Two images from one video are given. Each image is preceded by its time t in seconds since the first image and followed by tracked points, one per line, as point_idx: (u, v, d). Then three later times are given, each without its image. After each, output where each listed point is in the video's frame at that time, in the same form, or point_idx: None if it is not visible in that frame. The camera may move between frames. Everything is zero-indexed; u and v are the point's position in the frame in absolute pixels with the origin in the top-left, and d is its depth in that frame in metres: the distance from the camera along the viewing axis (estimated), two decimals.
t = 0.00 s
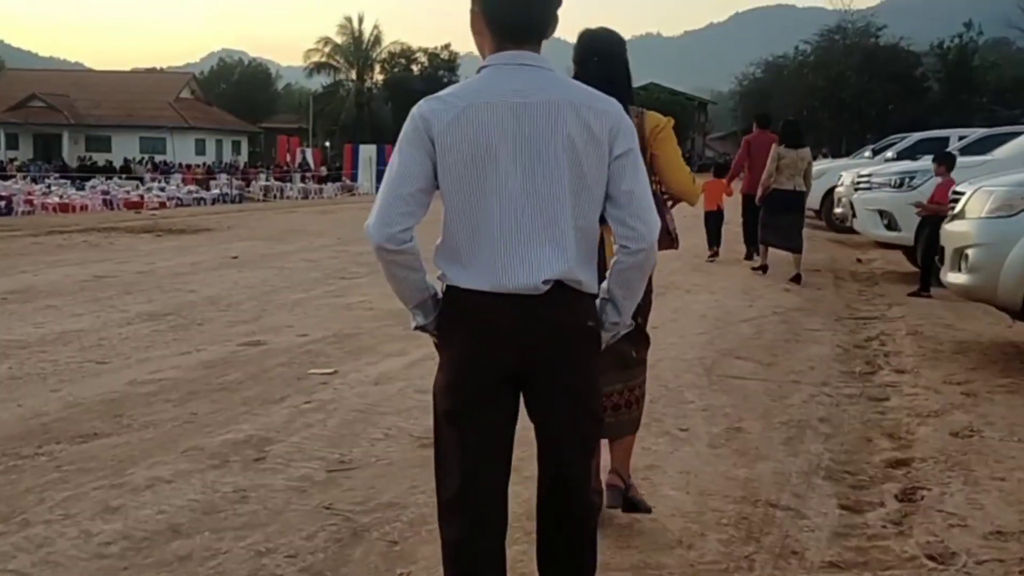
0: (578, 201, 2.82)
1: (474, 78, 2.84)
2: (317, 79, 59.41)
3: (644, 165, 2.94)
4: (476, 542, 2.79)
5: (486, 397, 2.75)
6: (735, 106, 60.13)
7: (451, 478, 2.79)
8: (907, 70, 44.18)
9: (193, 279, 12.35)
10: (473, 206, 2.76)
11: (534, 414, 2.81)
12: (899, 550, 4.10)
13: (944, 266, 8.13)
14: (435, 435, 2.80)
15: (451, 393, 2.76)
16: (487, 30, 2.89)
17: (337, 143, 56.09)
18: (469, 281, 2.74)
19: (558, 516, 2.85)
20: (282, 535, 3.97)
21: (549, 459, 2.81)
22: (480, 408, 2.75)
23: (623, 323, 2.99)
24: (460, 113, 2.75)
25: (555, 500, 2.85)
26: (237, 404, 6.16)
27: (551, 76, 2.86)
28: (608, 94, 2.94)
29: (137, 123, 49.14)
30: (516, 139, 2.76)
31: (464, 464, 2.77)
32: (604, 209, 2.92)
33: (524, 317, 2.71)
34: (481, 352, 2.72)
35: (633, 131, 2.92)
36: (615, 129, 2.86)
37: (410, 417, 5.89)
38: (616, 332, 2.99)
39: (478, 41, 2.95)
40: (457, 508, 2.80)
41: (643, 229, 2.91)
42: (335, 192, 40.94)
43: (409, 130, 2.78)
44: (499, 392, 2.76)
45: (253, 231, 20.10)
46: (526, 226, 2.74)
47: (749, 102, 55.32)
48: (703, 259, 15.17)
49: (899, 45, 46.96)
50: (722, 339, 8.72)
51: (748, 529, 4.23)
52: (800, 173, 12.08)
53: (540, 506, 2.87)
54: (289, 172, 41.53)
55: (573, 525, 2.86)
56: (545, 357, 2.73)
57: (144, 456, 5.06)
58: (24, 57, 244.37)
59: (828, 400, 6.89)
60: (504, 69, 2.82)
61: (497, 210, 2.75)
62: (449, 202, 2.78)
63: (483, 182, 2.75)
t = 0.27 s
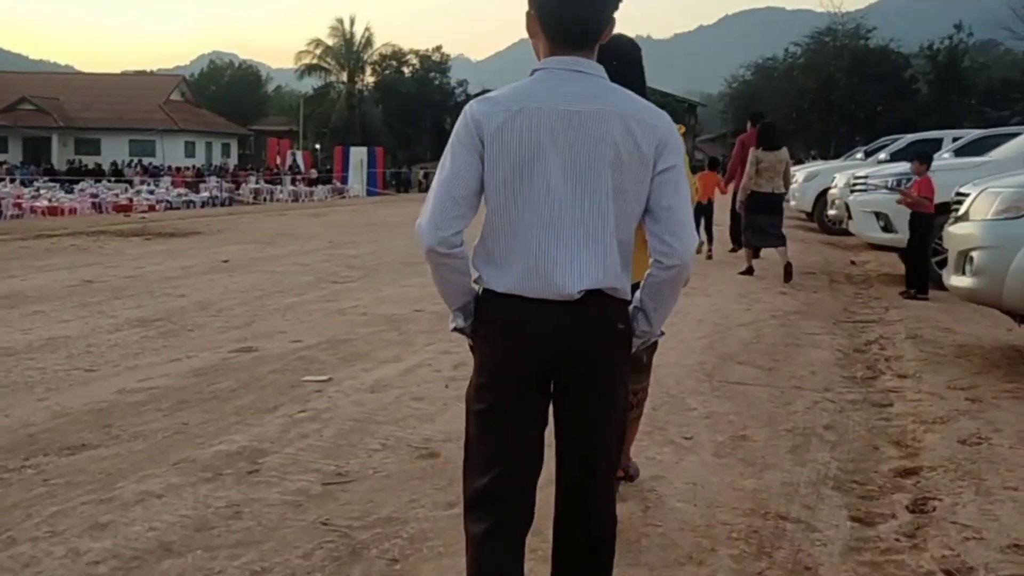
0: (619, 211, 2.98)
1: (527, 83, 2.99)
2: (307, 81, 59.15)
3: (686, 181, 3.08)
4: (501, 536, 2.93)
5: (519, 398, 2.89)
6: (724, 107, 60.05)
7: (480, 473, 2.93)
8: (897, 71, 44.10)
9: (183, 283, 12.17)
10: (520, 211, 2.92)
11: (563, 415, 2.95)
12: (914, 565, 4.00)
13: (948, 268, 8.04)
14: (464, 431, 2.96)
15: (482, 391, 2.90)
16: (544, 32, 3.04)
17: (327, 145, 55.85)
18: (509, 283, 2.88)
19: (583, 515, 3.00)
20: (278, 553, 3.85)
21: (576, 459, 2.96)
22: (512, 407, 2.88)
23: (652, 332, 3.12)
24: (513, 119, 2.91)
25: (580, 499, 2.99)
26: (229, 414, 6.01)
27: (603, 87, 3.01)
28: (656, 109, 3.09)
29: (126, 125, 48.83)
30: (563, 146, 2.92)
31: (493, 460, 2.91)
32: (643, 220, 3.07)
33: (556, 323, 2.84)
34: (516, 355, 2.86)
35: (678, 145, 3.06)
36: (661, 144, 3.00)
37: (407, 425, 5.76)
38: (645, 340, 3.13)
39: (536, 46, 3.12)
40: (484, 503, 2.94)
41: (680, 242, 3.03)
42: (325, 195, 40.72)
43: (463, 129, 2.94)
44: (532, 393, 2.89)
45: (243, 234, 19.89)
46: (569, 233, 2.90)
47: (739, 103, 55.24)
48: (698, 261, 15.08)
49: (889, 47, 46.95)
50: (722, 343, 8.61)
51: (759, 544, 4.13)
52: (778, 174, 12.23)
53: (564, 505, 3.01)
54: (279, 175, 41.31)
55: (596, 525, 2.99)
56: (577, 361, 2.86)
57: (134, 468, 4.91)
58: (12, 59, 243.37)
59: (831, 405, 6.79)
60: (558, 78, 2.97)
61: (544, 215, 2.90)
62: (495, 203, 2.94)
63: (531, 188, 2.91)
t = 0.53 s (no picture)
0: (657, 218, 3.07)
1: (573, 90, 3.06)
2: (297, 81, 58.90)
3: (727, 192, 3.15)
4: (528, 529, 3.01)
5: (552, 398, 2.98)
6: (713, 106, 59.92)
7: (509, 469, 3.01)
8: (886, 71, 44.01)
9: (174, 286, 12.01)
10: (560, 217, 3.02)
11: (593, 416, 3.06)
12: None
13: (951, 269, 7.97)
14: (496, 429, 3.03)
15: (512, 388, 2.99)
16: (591, 39, 3.11)
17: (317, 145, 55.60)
18: (547, 286, 2.99)
19: (603, 509, 3.14)
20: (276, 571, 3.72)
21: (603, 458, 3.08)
22: (545, 407, 2.98)
23: (687, 337, 3.15)
24: (557, 125, 2.98)
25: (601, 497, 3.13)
26: (222, 423, 5.87)
27: (647, 96, 3.09)
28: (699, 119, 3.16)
29: (115, 126, 48.54)
30: (603, 157, 3.01)
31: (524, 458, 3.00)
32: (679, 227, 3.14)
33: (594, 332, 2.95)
34: (552, 359, 2.96)
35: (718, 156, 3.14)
36: (702, 154, 3.08)
37: (406, 433, 5.63)
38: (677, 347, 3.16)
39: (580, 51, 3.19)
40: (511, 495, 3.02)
41: (718, 254, 3.09)
42: (316, 195, 40.52)
43: (507, 132, 3.01)
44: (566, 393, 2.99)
45: (234, 236, 19.71)
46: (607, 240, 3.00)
47: (730, 102, 55.11)
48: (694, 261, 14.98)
49: (879, 47, 46.92)
50: (722, 346, 8.50)
51: (772, 557, 4.03)
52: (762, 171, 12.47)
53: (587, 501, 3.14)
54: (269, 175, 41.09)
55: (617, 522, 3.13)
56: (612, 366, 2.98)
57: (124, 481, 4.77)
58: None
59: (836, 409, 6.68)
60: (603, 86, 3.05)
61: (583, 221, 3.01)
62: (535, 209, 3.03)
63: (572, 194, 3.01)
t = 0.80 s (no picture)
0: (670, 221, 3.03)
1: (583, 93, 3.02)
2: (287, 80, 58.63)
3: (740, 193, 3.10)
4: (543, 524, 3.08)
5: (557, 400, 2.98)
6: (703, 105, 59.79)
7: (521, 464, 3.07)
8: (876, 71, 43.93)
9: (165, 288, 11.85)
10: (571, 220, 2.98)
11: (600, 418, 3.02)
12: None
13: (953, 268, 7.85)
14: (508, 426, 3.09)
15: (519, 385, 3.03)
16: (599, 42, 3.04)
17: (308, 145, 55.35)
18: (557, 290, 2.96)
19: (614, 515, 3.07)
20: None
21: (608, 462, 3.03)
22: (550, 407, 2.98)
23: (701, 341, 3.13)
24: (567, 130, 2.95)
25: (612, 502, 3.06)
26: (215, 431, 5.73)
27: (658, 97, 3.03)
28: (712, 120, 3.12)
29: (105, 126, 48.25)
30: (616, 159, 2.97)
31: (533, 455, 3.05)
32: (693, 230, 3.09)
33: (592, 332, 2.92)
34: (554, 361, 2.95)
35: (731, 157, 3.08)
36: (715, 156, 3.03)
37: (404, 441, 5.50)
38: (691, 351, 3.15)
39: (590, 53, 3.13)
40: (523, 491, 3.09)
41: (733, 256, 3.04)
42: (307, 196, 40.33)
43: (518, 137, 2.98)
44: (568, 394, 2.98)
45: (226, 236, 19.54)
46: (619, 243, 2.96)
47: (720, 101, 54.98)
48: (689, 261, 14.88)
49: (869, 45, 46.81)
50: (722, 348, 8.39)
51: (784, 571, 3.93)
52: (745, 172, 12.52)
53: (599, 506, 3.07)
54: (260, 175, 40.88)
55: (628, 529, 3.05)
56: (613, 368, 2.94)
57: (115, 493, 4.64)
58: None
59: (840, 413, 6.58)
60: (614, 89, 3.01)
61: (596, 225, 2.97)
62: (548, 213, 3.00)
63: (583, 198, 2.97)
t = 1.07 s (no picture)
0: (661, 221, 2.91)
1: (565, 96, 2.94)
2: (278, 80, 58.43)
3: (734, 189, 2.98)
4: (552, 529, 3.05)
5: (555, 407, 2.91)
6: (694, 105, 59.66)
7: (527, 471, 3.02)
8: (866, 70, 43.85)
9: (156, 290, 11.68)
10: (558, 225, 2.90)
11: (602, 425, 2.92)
12: None
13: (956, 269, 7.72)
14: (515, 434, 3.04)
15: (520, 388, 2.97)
16: (581, 43, 2.96)
17: (300, 145, 55.13)
18: (550, 298, 2.88)
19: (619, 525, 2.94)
20: None
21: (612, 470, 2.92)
22: (549, 409, 2.90)
23: (703, 347, 3.00)
24: (549, 134, 2.87)
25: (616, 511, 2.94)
26: (206, 440, 5.56)
27: (643, 96, 2.94)
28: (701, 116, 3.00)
29: (96, 127, 48.03)
30: (601, 162, 2.87)
31: (537, 462, 2.99)
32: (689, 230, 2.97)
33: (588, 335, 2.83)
34: (551, 365, 2.87)
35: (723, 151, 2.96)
36: (704, 151, 2.91)
37: (400, 450, 5.34)
38: (694, 357, 3.01)
39: (573, 55, 3.04)
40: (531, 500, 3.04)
41: (726, 254, 2.91)
42: (300, 196, 40.13)
43: (500, 146, 2.91)
44: (565, 400, 2.89)
45: (218, 237, 19.37)
46: (608, 247, 2.86)
47: (711, 101, 54.86)
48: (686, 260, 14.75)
49: (860, 46, 46.75)
50: (723, 351, 8.24)
51: None
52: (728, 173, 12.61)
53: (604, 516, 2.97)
54: (252, 175, 40.71)
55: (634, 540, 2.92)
56: (610, 372, 2.85)
57: (101, 507, 4.47)
58: None
59: (845, 418, 6.44)
60: (595, 90, 2.92)
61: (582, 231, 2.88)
62: (535, 221, 2.92)
63: (569, 201, 2.89)
